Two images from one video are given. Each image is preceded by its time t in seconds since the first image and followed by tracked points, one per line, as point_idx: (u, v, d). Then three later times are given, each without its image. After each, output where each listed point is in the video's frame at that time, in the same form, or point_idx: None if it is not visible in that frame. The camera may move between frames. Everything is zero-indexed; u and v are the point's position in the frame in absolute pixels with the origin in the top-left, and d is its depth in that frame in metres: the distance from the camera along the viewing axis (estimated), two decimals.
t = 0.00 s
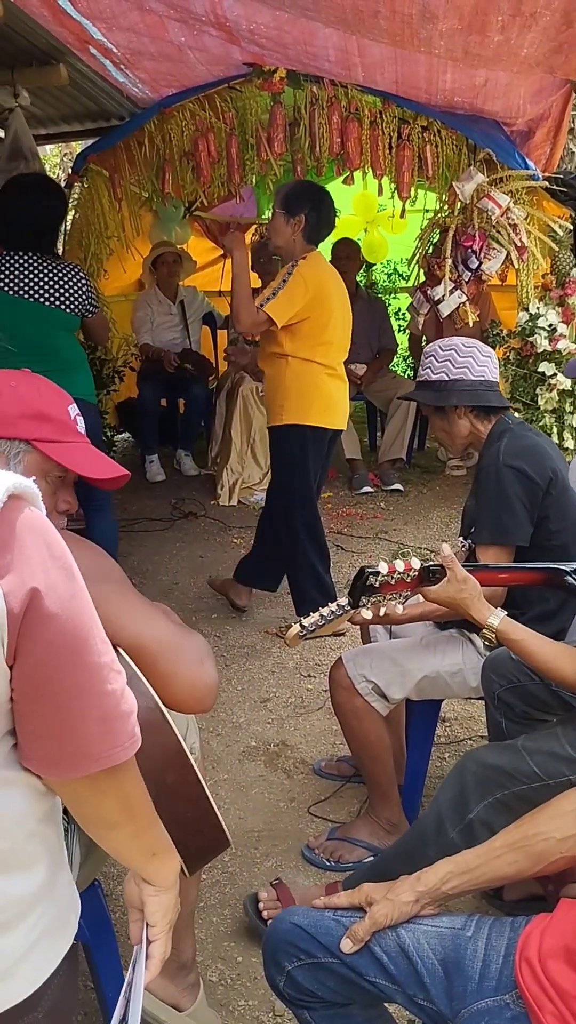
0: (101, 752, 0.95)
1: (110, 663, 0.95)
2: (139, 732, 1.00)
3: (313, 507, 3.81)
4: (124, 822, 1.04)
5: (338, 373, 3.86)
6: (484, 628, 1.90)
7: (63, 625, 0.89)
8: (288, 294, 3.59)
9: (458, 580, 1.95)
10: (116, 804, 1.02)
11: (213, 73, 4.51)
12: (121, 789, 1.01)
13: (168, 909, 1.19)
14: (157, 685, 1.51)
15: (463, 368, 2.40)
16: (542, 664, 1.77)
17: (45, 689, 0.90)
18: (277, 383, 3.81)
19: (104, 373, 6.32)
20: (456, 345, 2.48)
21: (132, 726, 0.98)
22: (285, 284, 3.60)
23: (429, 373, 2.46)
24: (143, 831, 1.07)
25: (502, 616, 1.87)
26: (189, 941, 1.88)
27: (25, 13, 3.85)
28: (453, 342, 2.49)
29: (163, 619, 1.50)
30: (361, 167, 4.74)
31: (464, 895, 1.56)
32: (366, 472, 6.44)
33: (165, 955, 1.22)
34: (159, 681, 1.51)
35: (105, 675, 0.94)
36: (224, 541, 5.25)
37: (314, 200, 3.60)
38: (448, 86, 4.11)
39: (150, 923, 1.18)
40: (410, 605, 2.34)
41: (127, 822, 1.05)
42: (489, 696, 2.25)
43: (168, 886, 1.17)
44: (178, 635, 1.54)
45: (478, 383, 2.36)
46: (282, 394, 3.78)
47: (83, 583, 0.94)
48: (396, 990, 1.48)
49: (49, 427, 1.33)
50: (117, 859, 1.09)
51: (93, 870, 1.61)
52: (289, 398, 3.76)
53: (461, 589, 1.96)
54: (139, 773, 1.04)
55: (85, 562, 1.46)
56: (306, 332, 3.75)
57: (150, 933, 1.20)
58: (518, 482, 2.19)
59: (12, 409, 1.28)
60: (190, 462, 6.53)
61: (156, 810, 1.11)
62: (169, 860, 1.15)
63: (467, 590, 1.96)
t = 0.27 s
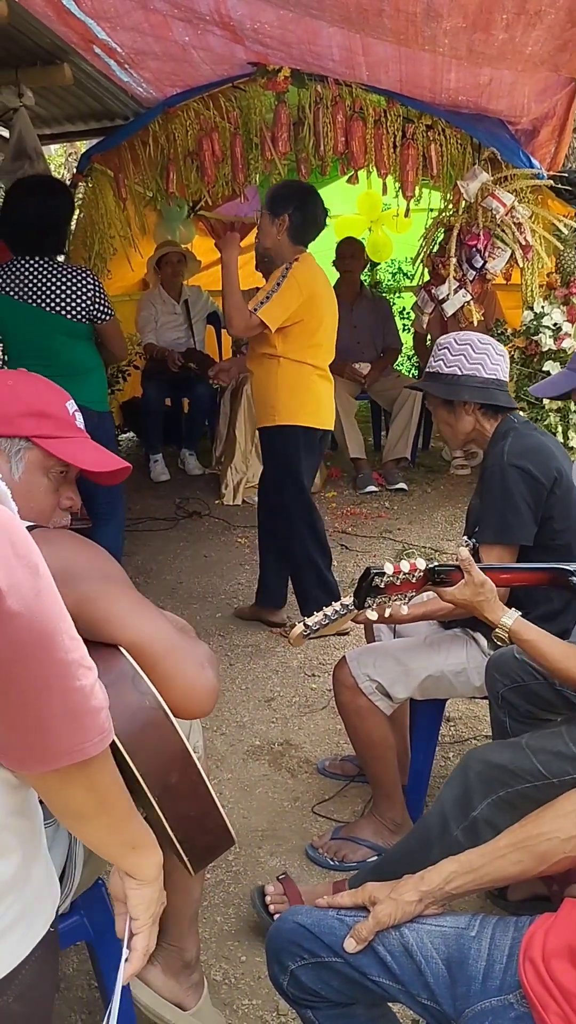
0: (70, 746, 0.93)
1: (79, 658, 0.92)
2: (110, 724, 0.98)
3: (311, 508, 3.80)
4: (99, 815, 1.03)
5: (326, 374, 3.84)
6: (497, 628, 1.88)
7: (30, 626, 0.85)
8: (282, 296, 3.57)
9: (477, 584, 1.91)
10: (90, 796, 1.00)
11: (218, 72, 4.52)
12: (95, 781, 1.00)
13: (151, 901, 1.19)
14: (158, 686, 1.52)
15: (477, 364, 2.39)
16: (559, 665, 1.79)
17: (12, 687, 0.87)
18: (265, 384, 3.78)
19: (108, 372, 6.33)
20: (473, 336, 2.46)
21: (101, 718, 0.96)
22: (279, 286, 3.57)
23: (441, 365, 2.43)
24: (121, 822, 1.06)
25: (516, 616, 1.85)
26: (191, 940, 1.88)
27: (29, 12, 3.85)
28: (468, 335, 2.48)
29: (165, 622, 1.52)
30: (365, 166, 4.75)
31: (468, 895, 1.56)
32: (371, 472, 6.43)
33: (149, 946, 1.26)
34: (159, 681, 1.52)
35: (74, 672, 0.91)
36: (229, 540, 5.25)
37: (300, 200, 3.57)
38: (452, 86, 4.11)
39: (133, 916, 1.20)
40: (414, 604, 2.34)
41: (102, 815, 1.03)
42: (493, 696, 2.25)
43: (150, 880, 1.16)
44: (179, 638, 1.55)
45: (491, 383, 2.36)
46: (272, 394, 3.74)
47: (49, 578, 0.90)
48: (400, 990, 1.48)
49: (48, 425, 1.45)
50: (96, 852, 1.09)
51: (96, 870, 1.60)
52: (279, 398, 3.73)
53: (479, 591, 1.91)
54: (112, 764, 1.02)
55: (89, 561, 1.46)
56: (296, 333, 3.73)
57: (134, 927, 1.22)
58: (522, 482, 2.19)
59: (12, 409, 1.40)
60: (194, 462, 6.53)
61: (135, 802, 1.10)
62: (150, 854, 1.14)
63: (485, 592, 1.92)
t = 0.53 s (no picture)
0: (36, 748, 0.93)
1: (45, 661, 0.91)
2: (77, 726, 0.97)
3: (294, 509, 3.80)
4: (66, 814, 1.03)
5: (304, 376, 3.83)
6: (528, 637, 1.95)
7: None
8: (261, 296, 3.56)
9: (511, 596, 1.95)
10: (56, 796, 1.00)
11: (219, 73, 4.52)
12: (61, 782, 1.00)
13: (123, 895, 1.22)
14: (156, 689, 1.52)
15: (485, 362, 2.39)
16: None
17: None
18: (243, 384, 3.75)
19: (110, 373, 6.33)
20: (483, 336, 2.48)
21: (68, 720, 0.96)
22: (257, 286, 3.56)
23: (449, 361, 2.43)
24: (89, 821, 1.07)
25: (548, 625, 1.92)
26: (190, 942, 1.87)
27: (31, 13, 3.86)
28: (477, 333, 2.49)
29: (165, 625, 1.51)
30: (367, 166, 4.75)
31: (468, 895, 1.56)
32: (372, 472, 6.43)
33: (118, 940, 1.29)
34: (159, 684, 1.52)
35: (38, 675, 0.90)
36: (230, 540, 5.25)
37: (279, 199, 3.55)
38: (454, 86, 4.12)
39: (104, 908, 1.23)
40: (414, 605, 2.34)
41: (69, 813, 1.04)
42: (493, 696, 2.24)
43: (122, 874, 1.19)
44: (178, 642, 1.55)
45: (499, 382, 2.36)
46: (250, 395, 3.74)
47: (16, 580, 0.89)
48: (400, 990, 1.48)
49: (52, 426, 1.48)
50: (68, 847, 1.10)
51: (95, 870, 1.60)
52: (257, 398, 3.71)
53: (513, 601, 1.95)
54: (82, 764, 1.02)
55: (92, 562, 1.45)
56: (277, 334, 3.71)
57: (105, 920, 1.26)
58: (523, 483, 2.19)
59: (16, 412, 1.44)
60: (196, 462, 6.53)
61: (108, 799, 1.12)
62: (124, 850, 1.17)
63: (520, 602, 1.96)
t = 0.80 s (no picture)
0: (7, 758, 0.97)
1: (19, 676, 0.95)
2: (49, 741, 1.01)
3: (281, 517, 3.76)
4: (38, 824, 1.06)
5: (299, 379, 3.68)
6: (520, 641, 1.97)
7: None
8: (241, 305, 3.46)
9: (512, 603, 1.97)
10: (28, 806, 1.04)
11: (219, 73, 4.52)
12: (34, 793, 1.03)
13: (96, 908, 1.23)
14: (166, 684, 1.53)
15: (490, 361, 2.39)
16: None
17: None
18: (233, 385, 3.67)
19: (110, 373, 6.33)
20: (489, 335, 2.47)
21: (40, 734, 0.99)
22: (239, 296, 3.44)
23: (456, 356, 2.42)
24: (62, 830, 1.10)
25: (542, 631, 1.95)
26: (188, 943, 1.87)
27: (31, 13, 3.86)
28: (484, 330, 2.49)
29: (170, 619, 1.51)
30: (367, 166, 4.74)
31: (468, 895, 1.56)
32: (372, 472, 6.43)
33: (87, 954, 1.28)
34: (167, 679, 1.52)
35: (12, 689, 0.94)
36: (230, 540, 5.25)
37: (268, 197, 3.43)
38: (454, 86, 4.12)
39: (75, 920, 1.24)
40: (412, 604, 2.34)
41: (41, 823, 1.07)
42: (493, 695, 2.24)
43: (96, 888, 1.21)
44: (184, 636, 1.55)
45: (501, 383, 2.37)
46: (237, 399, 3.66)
47: None
48: (399, 990, 1.48)
49: (63, 429, 1.50)
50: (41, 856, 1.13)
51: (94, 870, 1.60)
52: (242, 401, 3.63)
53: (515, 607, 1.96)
54: (56, 777, 1.06)
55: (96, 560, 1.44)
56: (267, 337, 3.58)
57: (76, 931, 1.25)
58: (523, 482, 2.18)
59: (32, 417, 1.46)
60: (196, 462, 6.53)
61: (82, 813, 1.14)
62: (99, 864, 1.19)
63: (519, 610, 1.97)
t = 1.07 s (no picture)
0: (7, 754, 0.97)
1: (19, 670, 0.96)
2: (48, 738, 1.01)
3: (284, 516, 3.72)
4: (38, 822, 1.06)
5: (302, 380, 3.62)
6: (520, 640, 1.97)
7: None
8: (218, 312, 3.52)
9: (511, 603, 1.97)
10: (27, 804, 1.03)
11: (219, 73, 4.52)
12: (33, 792, 1.03)
13: (97, 912, 1.23)
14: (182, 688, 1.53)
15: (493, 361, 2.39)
16: None
17: None
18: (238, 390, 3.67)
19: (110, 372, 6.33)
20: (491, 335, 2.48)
21: (40, 730, 1.00)
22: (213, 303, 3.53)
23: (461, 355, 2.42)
24: (60, 831, 1.10)
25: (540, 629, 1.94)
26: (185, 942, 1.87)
27: (31, 13, 3.86)
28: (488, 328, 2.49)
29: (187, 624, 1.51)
30: (367, 166, 4.74)
31: (467, 895, 1.56)
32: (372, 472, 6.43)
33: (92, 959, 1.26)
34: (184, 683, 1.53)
35: (13, 683, 0.95)
36: (230, 540, 5.25)
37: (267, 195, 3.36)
38: (454, 86, 4.12)
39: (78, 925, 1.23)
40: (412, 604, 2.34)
41: (39, 822, 1.07)
42: (493, 694, 2.24)
43: (96, 891, 1.21)
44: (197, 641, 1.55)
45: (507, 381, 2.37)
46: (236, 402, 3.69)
47: None
48: (398, 990, 1.48)
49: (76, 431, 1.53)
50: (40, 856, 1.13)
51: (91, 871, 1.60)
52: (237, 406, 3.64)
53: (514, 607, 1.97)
54: (55, 774, 1.06)
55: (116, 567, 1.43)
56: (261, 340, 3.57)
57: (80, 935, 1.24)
58: (523, 481, 2.19)
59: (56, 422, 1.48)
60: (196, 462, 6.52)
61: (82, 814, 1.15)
62: (99, 865, 1.19)
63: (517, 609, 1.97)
